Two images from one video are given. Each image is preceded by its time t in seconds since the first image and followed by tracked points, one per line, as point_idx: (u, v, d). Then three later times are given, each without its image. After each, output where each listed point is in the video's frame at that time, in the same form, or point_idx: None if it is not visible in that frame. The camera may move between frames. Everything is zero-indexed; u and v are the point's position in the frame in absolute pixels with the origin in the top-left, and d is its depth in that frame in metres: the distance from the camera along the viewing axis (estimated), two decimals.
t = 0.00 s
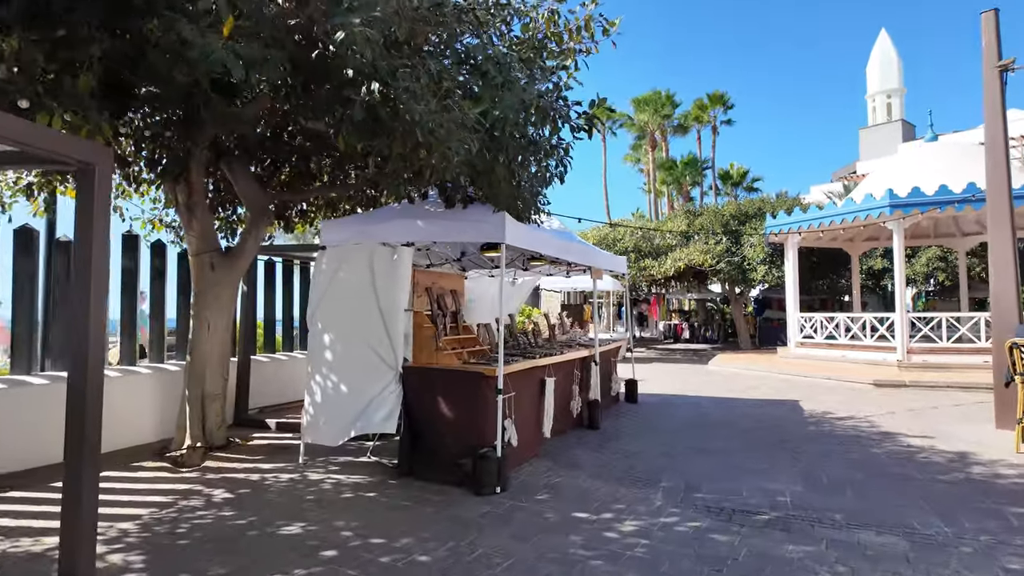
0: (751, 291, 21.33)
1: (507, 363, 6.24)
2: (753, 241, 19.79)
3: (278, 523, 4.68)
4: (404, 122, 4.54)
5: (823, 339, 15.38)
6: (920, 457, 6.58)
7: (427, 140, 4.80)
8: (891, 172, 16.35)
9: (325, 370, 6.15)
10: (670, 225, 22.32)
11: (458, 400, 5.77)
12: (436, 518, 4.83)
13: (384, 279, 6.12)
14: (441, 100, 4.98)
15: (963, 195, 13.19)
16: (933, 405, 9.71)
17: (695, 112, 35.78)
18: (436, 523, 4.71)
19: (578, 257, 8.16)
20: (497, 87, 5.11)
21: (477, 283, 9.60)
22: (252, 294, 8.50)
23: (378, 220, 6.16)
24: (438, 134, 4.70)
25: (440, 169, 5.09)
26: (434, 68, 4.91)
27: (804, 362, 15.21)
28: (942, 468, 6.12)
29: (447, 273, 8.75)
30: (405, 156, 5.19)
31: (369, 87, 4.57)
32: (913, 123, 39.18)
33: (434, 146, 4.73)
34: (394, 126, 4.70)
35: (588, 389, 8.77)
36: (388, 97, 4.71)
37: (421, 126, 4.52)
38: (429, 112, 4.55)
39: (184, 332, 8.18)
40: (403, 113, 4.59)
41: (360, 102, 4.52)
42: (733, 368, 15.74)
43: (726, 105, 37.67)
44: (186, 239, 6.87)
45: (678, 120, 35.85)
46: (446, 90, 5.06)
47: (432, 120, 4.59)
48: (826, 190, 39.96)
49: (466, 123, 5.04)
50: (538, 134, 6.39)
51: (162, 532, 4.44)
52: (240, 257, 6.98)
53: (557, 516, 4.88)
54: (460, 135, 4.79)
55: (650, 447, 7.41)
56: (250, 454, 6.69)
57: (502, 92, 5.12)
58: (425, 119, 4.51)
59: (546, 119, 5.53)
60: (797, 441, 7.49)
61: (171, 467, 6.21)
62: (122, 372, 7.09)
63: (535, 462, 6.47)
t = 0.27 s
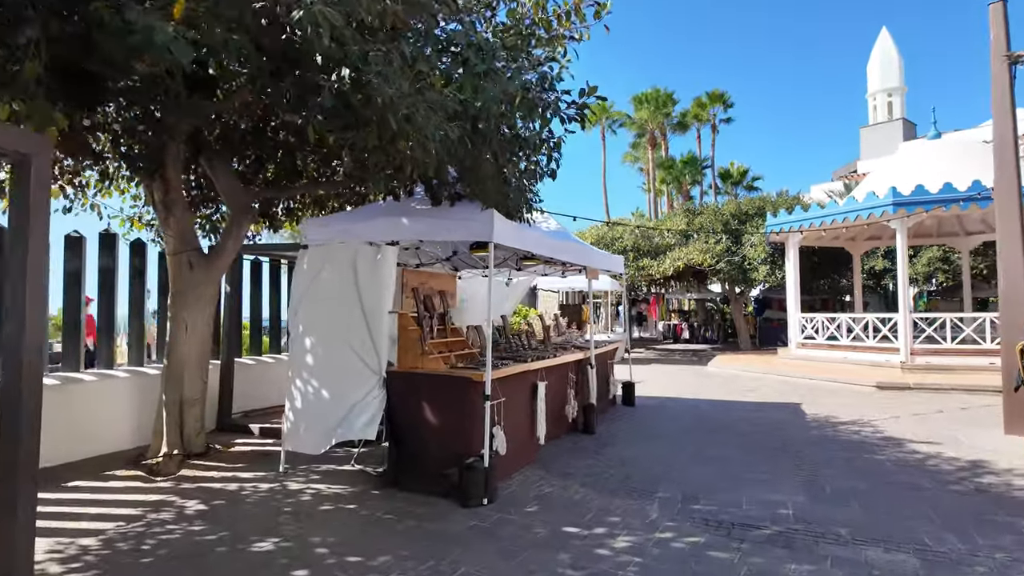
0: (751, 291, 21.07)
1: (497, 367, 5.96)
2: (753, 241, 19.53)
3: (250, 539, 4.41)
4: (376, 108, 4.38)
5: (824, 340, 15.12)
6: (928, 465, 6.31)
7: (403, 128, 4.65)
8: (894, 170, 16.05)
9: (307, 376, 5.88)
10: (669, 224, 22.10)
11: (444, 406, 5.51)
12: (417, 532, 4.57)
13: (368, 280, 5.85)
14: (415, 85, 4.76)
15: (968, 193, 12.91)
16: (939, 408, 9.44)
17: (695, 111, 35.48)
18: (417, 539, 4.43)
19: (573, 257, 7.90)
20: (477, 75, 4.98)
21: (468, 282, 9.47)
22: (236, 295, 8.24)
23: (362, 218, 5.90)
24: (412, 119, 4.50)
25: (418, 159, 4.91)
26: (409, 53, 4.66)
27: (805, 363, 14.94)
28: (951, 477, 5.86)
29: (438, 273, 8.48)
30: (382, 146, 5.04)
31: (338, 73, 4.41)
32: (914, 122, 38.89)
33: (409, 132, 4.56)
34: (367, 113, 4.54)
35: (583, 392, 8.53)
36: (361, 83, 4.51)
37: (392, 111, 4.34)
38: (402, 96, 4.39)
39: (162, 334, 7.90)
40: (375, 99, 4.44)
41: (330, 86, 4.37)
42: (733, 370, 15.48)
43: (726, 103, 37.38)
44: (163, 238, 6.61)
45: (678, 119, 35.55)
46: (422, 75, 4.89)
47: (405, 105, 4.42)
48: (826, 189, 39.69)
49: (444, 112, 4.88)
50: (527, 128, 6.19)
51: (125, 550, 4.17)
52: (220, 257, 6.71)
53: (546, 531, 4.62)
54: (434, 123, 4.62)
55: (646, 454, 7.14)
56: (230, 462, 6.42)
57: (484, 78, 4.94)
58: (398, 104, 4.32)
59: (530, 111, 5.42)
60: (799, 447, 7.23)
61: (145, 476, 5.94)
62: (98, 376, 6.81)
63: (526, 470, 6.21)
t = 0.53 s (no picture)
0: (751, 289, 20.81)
1: (485, 366, 5.70)
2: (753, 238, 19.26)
3: (220, 549, 4.15)
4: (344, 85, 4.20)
5: (826, 339, 14.85)
6: (937, 469, 6.05)
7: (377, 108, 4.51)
8: (897, 165, 15.76)
9: (287, 376, 5.64)
10: (669, 221, 21.88)
11: (429, 408, 5.25)
12: (399, 541, 4.31)
13: (350, 276, 5.59)
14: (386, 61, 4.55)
15: (973, 187, 12.64)
16: (944, 409, 9.18)
17: (695, 108, 35.20)
18: (397, 548, 4.17)
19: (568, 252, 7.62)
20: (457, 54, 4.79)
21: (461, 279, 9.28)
22: (220, 293, 7.98)
23: (344, 212, 5.64)
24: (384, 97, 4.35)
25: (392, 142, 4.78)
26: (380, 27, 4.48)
27: (806, 362, 14.68)
28: (961, 482, 5.60)
29: (428, 269, 8.21)
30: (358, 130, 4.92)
31: (307, 48, 4.25)
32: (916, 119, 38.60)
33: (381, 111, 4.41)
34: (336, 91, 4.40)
35: (579, 392, 8.29)
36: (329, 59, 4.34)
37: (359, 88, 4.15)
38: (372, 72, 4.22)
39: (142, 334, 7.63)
40: (345, 75, 4.27)
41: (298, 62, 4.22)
42: (733, 369, 15.22)
43: (726, 101, 37.08)
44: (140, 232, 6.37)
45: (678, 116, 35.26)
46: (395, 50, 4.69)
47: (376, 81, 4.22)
48: (827, 187, 39.39)
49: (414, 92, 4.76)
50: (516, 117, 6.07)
51: (84, 562, 3.91)
52: (198, 252, 6.45)
53: (535, 540, 4.36)
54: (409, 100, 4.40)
55: (643, 456, 6.88)
56: (209, 465, 6.16)
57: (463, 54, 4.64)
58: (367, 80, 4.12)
59: (517, 92, 5.23)
60: (801, 450, 6.97)
61: (118, 481, 5.67)
62: (73, 376, 6.55)
63: (517, 474, 5.94)
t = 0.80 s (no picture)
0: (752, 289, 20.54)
1: (474, 371, 5.41)
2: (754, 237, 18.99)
3: (184, 569, 3.86)
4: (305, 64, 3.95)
5: (829, 339, 14.57)
6: (948, 478, 5.76)
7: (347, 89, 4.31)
8: (902, 163, 15.47)
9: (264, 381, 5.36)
10: (668, 220, 21.60)
11: (414, 416, 4.96)
12: (377, 560, 4.02)
13: (331, 276, 5.30)
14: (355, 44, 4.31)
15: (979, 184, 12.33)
16: (953, 412, 8.89)
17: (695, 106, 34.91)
18: (375, 568, 3.89)
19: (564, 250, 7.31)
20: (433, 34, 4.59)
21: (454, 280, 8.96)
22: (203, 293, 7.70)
23: (325, 208, 5.36)
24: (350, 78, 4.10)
25: (364, 129, 4.58)
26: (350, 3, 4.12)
27: (808, 364, 14.40)
28: (975, 493, 5.31)
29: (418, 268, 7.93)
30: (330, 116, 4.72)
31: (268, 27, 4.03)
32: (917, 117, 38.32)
33: (347, 91, 4.22)
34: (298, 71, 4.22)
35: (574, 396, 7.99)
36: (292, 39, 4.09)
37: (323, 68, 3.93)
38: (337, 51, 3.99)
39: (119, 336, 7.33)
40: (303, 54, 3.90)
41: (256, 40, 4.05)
42: (734, 370, 14.94)
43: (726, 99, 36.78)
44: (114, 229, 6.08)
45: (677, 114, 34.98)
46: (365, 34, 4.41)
47: (339, 59, 4.00)
48: (828, 186, 39.12)
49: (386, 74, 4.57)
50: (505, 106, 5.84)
51: None
52: (174, 251, 6.16)
53: (524, 558, 4.07)
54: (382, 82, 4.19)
55: (641, 463, 6.60)
56: (185, 474, 5.88)
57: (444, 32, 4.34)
58: (328, 57, 3.90)
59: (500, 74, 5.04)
60: (806, 457, 6.68)
61: (87, 492, 5.38)
62: (45, 380, 6.27)
63: (507, 484, 5.65)
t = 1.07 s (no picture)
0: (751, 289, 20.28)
1: (459, 374, 5.13)
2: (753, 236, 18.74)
3: None
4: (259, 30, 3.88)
5: (829, 340, 14.31)
6: (958, 486, 5.50)
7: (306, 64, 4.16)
8: (904, 160, 15.22)
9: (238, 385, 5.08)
10: (667, 218, 21.34)
11: (395, 421, 4.69)
12: None
13: (308, 273, 5.02)
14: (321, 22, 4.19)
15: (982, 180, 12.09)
16: (958, 415, 8.63)
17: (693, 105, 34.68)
18: None
19: (557, 246, 7.03)
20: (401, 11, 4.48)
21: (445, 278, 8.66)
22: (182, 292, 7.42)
23: (301, 202, 5.08)
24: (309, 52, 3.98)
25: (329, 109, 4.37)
26: None
27: (808, 364, 14.15)
28: (988, 502, 5.04)
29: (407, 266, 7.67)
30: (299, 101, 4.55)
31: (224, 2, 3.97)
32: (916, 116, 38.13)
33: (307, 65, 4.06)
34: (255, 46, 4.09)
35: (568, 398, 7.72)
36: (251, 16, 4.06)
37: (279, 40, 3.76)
38: (289, 24, 3.88)
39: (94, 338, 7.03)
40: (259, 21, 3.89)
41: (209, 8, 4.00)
42: (733, 370, 14.69)
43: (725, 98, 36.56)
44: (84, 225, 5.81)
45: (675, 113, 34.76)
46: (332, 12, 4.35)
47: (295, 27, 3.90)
48: (826, 186, 38.92)
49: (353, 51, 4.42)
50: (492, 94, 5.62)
51: None
52: (147, 247, 5.87)
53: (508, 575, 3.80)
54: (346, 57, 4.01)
55: (636, 469, 6.32)
56: (157, 482, 5.59)
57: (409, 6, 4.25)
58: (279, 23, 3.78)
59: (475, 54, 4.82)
60: (808, 462, 6.42)
61: (52, 501, 5.10)
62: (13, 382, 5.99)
63: (495, 493, 5.37)
